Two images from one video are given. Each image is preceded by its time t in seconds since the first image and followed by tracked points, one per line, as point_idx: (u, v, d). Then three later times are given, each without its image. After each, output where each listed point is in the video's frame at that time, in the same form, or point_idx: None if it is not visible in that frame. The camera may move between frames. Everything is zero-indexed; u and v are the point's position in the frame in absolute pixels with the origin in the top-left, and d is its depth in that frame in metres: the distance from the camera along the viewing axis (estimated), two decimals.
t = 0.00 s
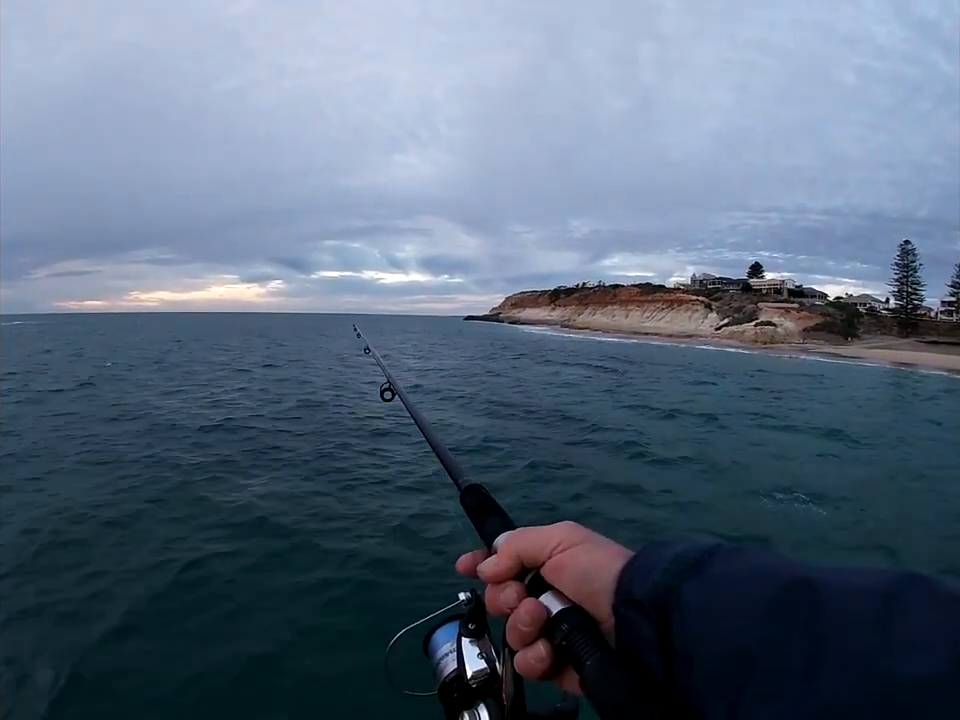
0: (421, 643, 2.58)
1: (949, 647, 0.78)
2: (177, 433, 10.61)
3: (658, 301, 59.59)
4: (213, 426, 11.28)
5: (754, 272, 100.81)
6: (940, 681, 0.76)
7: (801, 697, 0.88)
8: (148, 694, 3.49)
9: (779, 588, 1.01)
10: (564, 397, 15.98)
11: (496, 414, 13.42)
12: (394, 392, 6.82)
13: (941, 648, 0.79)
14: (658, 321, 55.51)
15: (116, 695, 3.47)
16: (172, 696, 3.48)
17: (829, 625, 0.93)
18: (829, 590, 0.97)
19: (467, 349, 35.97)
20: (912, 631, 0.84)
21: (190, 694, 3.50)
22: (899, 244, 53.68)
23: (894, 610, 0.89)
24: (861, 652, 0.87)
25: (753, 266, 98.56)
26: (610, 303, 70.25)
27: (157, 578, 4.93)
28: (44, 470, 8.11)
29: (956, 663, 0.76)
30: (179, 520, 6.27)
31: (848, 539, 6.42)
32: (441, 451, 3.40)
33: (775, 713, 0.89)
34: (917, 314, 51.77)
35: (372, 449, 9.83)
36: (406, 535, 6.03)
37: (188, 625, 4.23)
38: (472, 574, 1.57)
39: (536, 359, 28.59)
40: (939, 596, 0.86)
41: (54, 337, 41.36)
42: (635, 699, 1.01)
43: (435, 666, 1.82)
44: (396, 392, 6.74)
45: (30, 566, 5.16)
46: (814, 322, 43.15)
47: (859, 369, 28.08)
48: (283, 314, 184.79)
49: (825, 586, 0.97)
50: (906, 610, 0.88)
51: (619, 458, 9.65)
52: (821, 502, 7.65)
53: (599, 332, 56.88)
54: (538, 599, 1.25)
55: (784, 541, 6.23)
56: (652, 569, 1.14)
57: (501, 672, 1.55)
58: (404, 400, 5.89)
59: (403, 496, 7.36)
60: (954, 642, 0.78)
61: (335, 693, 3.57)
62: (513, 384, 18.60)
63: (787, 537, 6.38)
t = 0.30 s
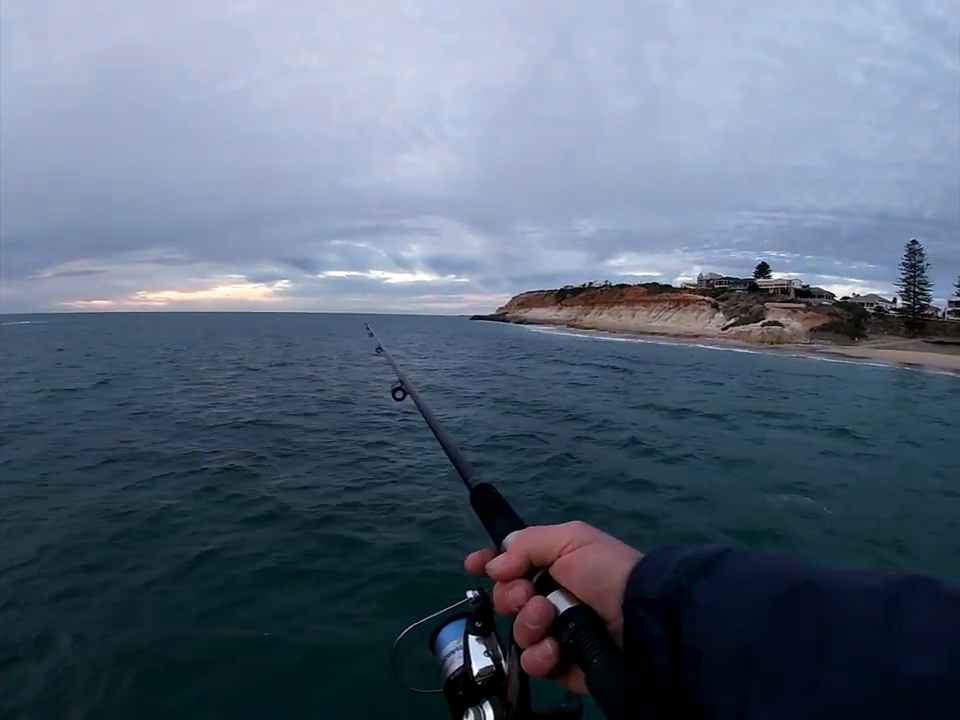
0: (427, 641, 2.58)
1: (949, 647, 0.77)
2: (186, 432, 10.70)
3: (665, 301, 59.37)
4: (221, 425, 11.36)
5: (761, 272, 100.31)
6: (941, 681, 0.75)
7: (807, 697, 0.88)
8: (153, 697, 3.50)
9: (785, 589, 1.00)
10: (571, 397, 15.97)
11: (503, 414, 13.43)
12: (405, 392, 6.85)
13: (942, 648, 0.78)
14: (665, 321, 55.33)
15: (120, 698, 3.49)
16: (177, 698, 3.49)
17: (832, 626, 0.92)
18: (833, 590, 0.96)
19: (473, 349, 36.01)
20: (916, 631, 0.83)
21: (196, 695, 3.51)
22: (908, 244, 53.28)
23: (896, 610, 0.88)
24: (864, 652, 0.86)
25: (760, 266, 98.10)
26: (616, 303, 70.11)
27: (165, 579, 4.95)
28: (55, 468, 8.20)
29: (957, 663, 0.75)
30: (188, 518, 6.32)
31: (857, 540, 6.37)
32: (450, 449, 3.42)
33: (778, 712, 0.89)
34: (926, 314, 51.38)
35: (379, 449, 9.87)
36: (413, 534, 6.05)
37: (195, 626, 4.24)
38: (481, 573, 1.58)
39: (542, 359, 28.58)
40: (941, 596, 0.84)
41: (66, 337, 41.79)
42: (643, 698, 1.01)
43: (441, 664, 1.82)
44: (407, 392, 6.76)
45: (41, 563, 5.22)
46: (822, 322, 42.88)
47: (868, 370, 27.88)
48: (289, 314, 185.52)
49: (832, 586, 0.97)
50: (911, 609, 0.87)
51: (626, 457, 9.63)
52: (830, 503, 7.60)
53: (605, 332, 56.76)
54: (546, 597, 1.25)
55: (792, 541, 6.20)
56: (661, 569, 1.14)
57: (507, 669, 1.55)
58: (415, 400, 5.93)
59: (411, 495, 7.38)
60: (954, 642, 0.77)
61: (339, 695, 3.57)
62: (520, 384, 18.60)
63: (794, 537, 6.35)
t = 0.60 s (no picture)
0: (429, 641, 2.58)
1: None
2: (193, 430, 10.77)
3: (670, 301, 59.22)
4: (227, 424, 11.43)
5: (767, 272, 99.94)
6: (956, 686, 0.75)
7: (814, 702, 0.88)
8: (154, 697, 3.50)
9: (796, 594, 1.00)
10: (576, 397, 15.95)
11: (508, 413, 13.43)
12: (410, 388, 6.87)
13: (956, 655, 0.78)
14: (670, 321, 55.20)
15: (121, 698, 3.48)
16: (178, 698, 3.49)
17: (845, 631, 0.92)
18: (845, 595, 0.96)
19: (478, 349, 36.03)
20: (927, 637, 0.83)
21: (196, 697, 3.50)
22: (915, 244, 53.02)
23: (910, 617, 0.88)
24: (877, 656, 0.86)
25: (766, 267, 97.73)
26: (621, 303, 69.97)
27: (169, 577, 4.96)
28: (63, 466, 8.28)
29: None
30: (193, 516, 6.35)
31: (863, 540, 6.35)
32: (456, 449, 3.42)
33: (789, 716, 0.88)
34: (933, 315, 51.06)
35: (385, 448, 9.90)
36: (418, 533, 6.06)
37: (197, 624, 4.24)
38: (484, 572, 1.57)
39: (548, 359, 28.56)
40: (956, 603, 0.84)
41: (76, 336, 42.23)
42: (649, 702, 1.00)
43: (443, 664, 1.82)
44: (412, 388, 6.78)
45: (48, 560, 5.26)
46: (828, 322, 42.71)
47: (874, 370, 27.75)
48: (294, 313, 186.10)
49: (843, 591, 0.96)
50: (923, 615, 0.87)
51: (631, 457, 9.62)
52: (836, 504, 7.57)
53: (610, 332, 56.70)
54: (550, 599, 1.25)
55: (798, 542, 6.19)
56: (671, 573, 1.13)
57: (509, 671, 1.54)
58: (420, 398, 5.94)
59: (415, 494, 7.40)
60: None
61: (339, 698, 3.55)
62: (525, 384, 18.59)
63: (800, 538, 6.32)
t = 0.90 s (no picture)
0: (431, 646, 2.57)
1: None
2: (196, 431, 10.80)
3: (673, 302, 59.15)
4: (230, 426, 11.45)
5: (770, 273, 99.84)
6: None
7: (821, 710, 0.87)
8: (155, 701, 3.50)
9: (799, 603, 1.00)
10: (579, 399, 15.94)
11: (510, 415, 13.43)
12: (412, 390, 6.88)
13: None
14: (673, 322, 55.11)
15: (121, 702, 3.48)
16: (179, 702, 3.49)
17: (847, 639, 0.92)
18: (850, 606, 0.96)
19: (480, 350, 36.07)
20: (931, 645, 0.84)
21: (197, 700, 3.51)
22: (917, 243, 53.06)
23: (916, 625, 0.88)
24: (883, 662, 0.86)
25: (769, 268, 97.60)
26: (624, 304, 69.95)
27: (169, 580, 4.96)
28: (67, 467, 8.31)
29: None
30: (196, 518, 6.36)
31: (867, 545, 6.33)
32: (458, 452, 3.43)
33: None
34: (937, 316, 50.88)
35: (387, 449, 9.91)
36: (420, 536, 6.06)
37: (198, 628, 4.24)
38: (486, 578, 1.57)
39: (550, 360, 28.56)
40: None
41: (79, 337, 42.37)
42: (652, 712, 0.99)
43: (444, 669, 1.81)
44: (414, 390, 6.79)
45: (51, 563, 5.28)
46: (831, 322, 42.59)
47: (878, 371, 27.66)
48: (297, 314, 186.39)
49: (848, 601, 0.96)
50: (928, 623, 0.87)
51: (635, 459, 9.61)
52: (840, 508, 7.55)
53: (613, 333, 56.65)
54: (553, 607, 1.24)
55: (800, 547, 6.17)
56: (675, 582, 1.13)
57: (510, 677, 1.53)
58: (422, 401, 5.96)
59: (417, 496, 7.40)
60: None
61: (340, 703, 3.56)
62: (527, 386, 18.57)
63: (803, 542, 6.32)
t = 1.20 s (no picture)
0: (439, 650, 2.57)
1: None
2: (203, 433, 10.86)
3: (677, 302, 59.06)
4: (236, 427, 11.50)
5: (775, 274, 99.51)
6: None
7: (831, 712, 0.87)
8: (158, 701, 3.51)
9: (808, 606, 0.99)
10: (584, 400, 15.93)
11: (515, 417, 13.43)
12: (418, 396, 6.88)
13: None
14: (678, 322, 54.99)
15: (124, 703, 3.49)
16: (181, 702, 3.50)
17: (856, 643, 0.92)
18: (858, 607, 0.95)
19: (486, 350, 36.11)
20: (939, 650, 0.83)
21: (200, 700, 3.52)
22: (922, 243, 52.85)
23: (923, 629, 0.87)
24: (893, 667, 0.85)
25: (774, 268, 97.35)
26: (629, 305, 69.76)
27: (174, 581, 4.98)
28: (74, 468, 8.37)
29: None
30: (202, 520, 6.39)
31: (874, 547, 6.31)
32: (464, 454, 3.43)
33: None
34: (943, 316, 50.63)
35: (392, 451, 9.93)
36: (424, 538, 6.05)
37: (202, 629, 4.26)
38: (494, 583, 1.57)
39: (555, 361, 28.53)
40: None
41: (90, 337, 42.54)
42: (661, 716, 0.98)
43: (451, 673, 1.81)
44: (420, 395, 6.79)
45: (59, 564, 5.32)
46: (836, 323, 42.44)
47: (883, 371, 27.57)
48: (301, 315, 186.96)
49: (856, 605, 0.96)
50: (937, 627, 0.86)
51: (640, 461, 9.59)
52: (846, 509, 7.52)
53: (617, 334, 56.62)
54: (561, 610, 1.24)
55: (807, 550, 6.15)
56: (684, 586, 1.12)
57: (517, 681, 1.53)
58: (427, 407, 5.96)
59: (422, 498, 7.41)
60: None
61: (343, 704, 3.55)
62: (532, 387, 18.56)
63: (809, 545, 6.28)
